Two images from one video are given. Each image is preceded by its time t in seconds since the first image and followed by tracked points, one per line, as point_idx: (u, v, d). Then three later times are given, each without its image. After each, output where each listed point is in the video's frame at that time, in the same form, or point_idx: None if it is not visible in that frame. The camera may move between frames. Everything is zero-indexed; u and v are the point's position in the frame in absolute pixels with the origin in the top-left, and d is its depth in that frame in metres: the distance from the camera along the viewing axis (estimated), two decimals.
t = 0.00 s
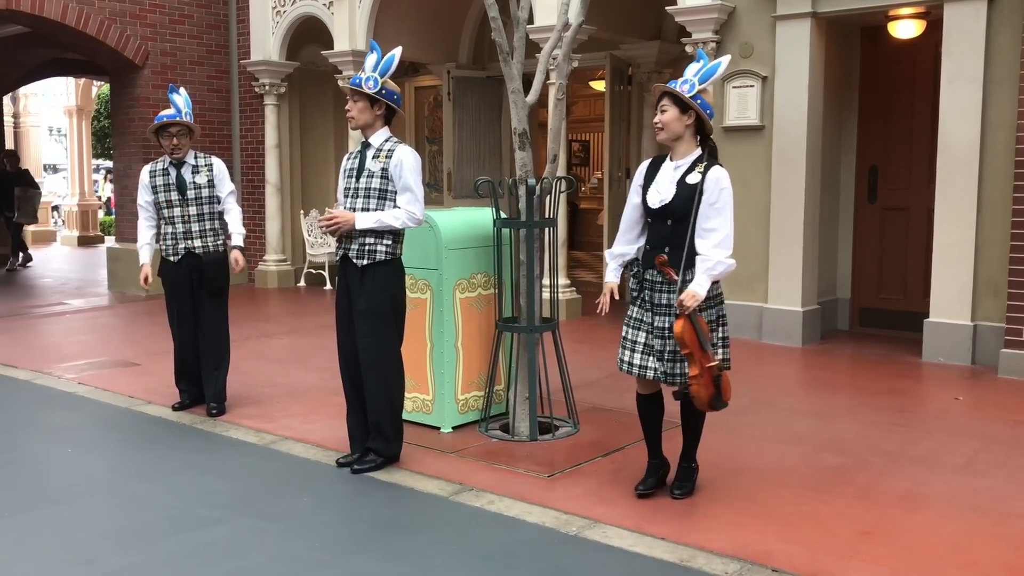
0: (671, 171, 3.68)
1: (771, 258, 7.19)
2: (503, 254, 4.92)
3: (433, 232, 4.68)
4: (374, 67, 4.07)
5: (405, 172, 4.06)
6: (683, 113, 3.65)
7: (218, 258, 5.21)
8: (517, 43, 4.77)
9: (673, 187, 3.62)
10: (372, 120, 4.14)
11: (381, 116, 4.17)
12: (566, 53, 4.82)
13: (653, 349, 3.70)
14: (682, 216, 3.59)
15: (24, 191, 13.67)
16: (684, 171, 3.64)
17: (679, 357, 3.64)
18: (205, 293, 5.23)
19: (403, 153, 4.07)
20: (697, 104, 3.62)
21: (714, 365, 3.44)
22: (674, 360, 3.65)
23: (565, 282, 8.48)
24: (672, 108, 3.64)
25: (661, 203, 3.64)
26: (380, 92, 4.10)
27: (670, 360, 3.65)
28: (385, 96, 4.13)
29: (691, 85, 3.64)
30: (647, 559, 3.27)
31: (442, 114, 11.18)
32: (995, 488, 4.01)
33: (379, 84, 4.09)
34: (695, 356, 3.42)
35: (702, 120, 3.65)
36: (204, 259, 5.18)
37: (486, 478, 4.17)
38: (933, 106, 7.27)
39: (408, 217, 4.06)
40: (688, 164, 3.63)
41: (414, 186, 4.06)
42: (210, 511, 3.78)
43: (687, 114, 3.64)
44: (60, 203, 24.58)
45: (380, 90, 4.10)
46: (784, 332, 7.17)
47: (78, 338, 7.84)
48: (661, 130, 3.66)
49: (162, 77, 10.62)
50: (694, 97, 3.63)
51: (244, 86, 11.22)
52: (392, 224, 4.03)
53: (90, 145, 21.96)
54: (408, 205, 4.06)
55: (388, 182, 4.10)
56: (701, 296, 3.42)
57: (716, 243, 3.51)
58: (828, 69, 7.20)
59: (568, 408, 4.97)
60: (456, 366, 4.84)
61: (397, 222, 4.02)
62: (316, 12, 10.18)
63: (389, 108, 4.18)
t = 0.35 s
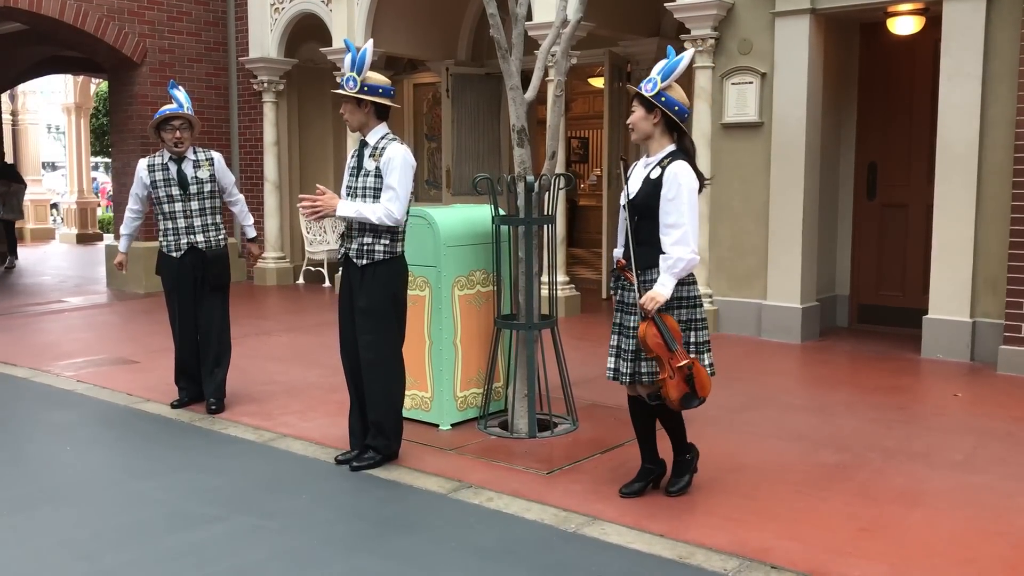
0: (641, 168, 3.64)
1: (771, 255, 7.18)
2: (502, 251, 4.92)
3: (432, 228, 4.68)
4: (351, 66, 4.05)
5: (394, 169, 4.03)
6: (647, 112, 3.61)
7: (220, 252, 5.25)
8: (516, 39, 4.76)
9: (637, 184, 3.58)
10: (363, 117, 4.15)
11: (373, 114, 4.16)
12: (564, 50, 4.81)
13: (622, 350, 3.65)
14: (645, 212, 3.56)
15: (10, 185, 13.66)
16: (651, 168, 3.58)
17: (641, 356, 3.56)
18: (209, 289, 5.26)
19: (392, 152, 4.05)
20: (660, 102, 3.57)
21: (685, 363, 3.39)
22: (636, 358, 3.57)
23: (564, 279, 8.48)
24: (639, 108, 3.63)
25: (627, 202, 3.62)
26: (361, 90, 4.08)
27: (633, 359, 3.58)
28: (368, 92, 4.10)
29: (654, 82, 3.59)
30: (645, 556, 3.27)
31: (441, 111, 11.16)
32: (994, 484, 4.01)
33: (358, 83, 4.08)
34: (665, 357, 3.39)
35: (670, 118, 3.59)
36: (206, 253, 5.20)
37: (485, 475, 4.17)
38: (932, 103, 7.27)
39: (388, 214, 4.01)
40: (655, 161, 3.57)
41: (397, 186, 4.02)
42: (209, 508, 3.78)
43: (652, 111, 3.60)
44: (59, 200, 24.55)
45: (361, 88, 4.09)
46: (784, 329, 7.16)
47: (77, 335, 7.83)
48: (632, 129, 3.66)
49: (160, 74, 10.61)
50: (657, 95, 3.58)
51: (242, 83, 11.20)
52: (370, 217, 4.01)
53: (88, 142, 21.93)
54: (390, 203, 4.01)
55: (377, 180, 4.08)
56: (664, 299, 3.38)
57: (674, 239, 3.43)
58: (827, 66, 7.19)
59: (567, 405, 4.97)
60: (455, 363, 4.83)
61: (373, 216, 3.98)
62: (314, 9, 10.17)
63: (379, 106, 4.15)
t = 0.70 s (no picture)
0: (616, 166, 3.62)
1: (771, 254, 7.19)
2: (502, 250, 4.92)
3: (432, 228, 4.69)
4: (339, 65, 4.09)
5: (364, 172, 4.01)
6: (623, 111, 3.60)
7: (231, 250, 5.28)
8: (515, 39, 4.76)
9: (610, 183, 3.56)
10: (353, 116, 4.19)
11: (364, 112, 4.18)
12: (564, 49, 4.80)
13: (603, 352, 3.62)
14: (620, 212, 3.52)
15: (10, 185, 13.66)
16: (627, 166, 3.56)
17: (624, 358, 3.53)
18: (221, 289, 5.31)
19: (367, 153, 4.03)
20: (635, 100, 3.54)
21: (685, 362, 3.37)
22: (617, 360, 3.54)
23: (564, 279, 8.48)
24: (616, 107, 3.62)
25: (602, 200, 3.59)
26: (348, 88, 4.12)
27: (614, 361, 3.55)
28: (354, 90, 4.11)
29: (628, 80, 3.54)
30: (645, 555, 3.27)
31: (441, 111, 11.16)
32: (994, 484, 4.01)
33: (345, 80, 4.11)
34: (663, 359, 3.37)
35: (645, 117, 3.57)
36: (217, 251, 5.26)
37: (485, 474, 4.18)
38: (932, 103, 7.27)
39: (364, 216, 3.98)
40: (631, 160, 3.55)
41: (370, 186, 3.98)
42: (209, 507, 3.78)
43: (627, 111, 3.59)
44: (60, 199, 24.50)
45: (349, 86, 4.11)
46: (784, 328, 7.17)
47: (77, 334, 7.84)
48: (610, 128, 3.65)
49: (161, 73, 10.61)
50: (632, 93, 3.55)
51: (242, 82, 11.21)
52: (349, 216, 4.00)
53: (89, 141, 21.93)
54: (365, 203, 3.99)
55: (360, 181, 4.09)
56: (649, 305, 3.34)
57: (651, 241, 3.39)
58: (828, 65, 7.20)
59: (567, 404, 4.97)
60: (455, 363, 4.84)
61: (347, 214, 3.97)
62: (315, 8, 10.17)
63: (369, 103, 4.16)
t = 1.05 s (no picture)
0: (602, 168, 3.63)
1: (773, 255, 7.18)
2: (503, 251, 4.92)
3: (434, 229, 4.69)
4: (377, 67, 4.18)
5: (376, 169, 4.03)
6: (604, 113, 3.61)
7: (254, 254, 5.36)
8: (517, 39, 4.75)
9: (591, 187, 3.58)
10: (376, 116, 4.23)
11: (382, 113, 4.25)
12: (566, 50, 4.81)
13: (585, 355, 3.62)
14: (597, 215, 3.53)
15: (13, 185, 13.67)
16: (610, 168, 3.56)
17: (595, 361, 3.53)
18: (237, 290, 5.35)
19: (378, 151, 4.06)
20: (614, 102, 3.54)
21: (626, 376, 3.35)
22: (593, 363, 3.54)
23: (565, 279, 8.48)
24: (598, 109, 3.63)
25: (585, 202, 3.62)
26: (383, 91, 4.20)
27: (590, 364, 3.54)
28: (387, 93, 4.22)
29: (607, 82, 3.55)
30: (647, 556, 3.27)
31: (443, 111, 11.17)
32: (997, 485, 4.01)
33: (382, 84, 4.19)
34: (606, 366, 3.37)
35: (627, 119, 3.55)
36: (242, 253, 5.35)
37: (487, 474, 4.18)
38: (935, 103, 7.27)
39: (371, 213, 3.99)
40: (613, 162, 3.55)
41: (378, 184, 4.01)
42: (211, 508, 3.78)
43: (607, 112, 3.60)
44: (62, 199, 24.50)
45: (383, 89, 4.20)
46: (785, 329, 7.17)
47: (79, 334, 7.84)
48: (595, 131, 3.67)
49: (163, 73, 10.62)
50: (612, 95, 3.54)
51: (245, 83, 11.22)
52: (355, 216, 4.01)
53: (91, 140, 21.95)
54: (371, 201, 4.00)
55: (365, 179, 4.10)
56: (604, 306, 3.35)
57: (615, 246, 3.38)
58: (830, 66, 7.19)
59: (569, 405, 4.97)
60: (457, 363, 4.84)
61: (354, 214, 3.99)
62: (317, 9, 10.17)
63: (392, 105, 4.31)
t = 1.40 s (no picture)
0: (599, 167, 3.63)
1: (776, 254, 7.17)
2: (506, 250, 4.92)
3: (436, 228, 4.68)
4: (379, 69, 4.28)
5: (404, 167, 4.17)
6: (602, 111, 3.60)
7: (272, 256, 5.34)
8: (520, 39, 4.75)
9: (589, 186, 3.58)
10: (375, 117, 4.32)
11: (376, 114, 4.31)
12: (569, 49, 4.79)
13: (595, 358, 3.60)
14: (597, 216, 3.53)
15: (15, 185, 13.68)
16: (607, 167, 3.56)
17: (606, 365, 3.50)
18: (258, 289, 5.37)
19: (399, 149, 4.18)
20: (612, 99, 3.54)
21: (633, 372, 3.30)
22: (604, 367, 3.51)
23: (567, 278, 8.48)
24: (596, 109, 3.62)
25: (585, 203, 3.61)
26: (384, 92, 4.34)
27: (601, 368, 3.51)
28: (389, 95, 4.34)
29: (603, 78, 3.55)
30: (648, 556, 3.27)
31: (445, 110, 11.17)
32: (1000, 485, 4.00)
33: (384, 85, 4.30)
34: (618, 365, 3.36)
35: (623, 116, 3.55)
36: (263, 254, 5.32)
37: (489, 474, 4.18)
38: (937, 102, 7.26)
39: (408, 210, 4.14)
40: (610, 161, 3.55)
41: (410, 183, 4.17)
42: (213, 507, 3.78)
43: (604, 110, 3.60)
44: (65, 199, 24.51)
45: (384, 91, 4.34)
46: (788, 328, 7.16)
47: (81, 333, 7.84)
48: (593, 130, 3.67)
49: (165, 73, 10.62)
50: (608, 92, 3.55)
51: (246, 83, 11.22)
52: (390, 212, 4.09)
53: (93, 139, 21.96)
54: (405, 197, 4.14)
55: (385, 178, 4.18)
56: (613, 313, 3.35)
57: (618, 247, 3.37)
58: (833, 65, 7.18)
59: (571, 404, 4.97)
60: (460, 363, 4.83)
61: (396, 210, 4.08)
62: (319, 8, 10.17)
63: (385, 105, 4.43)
